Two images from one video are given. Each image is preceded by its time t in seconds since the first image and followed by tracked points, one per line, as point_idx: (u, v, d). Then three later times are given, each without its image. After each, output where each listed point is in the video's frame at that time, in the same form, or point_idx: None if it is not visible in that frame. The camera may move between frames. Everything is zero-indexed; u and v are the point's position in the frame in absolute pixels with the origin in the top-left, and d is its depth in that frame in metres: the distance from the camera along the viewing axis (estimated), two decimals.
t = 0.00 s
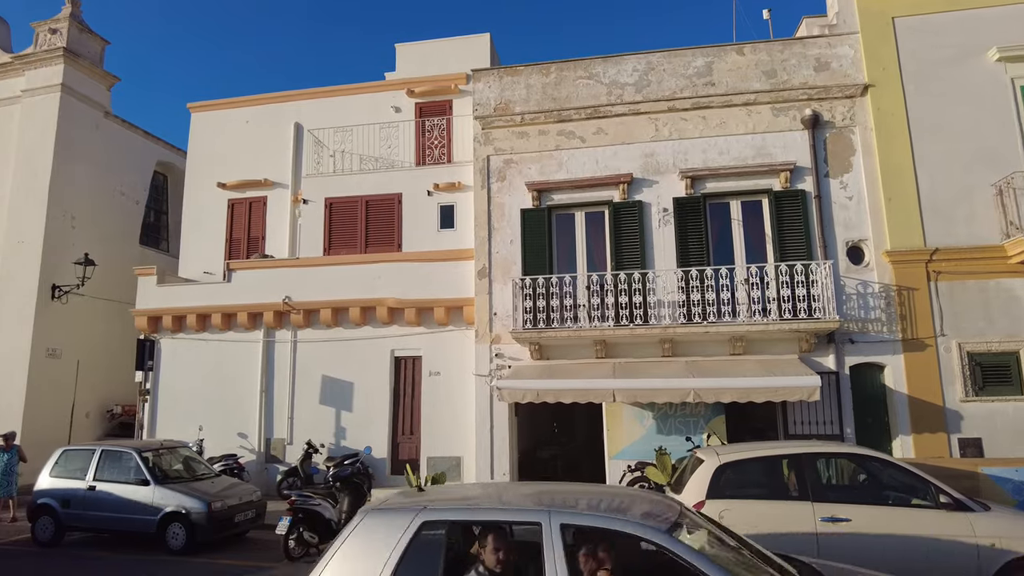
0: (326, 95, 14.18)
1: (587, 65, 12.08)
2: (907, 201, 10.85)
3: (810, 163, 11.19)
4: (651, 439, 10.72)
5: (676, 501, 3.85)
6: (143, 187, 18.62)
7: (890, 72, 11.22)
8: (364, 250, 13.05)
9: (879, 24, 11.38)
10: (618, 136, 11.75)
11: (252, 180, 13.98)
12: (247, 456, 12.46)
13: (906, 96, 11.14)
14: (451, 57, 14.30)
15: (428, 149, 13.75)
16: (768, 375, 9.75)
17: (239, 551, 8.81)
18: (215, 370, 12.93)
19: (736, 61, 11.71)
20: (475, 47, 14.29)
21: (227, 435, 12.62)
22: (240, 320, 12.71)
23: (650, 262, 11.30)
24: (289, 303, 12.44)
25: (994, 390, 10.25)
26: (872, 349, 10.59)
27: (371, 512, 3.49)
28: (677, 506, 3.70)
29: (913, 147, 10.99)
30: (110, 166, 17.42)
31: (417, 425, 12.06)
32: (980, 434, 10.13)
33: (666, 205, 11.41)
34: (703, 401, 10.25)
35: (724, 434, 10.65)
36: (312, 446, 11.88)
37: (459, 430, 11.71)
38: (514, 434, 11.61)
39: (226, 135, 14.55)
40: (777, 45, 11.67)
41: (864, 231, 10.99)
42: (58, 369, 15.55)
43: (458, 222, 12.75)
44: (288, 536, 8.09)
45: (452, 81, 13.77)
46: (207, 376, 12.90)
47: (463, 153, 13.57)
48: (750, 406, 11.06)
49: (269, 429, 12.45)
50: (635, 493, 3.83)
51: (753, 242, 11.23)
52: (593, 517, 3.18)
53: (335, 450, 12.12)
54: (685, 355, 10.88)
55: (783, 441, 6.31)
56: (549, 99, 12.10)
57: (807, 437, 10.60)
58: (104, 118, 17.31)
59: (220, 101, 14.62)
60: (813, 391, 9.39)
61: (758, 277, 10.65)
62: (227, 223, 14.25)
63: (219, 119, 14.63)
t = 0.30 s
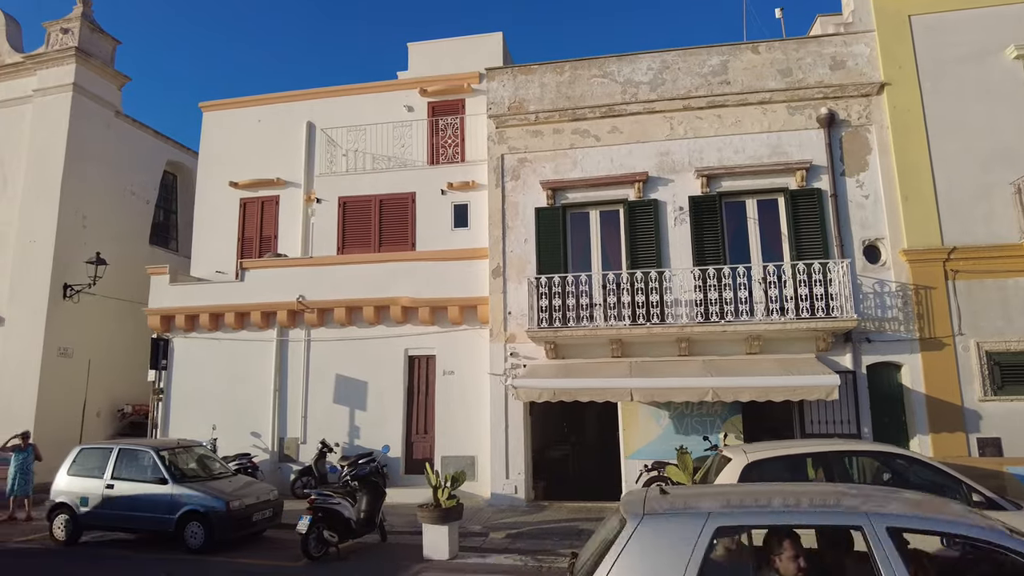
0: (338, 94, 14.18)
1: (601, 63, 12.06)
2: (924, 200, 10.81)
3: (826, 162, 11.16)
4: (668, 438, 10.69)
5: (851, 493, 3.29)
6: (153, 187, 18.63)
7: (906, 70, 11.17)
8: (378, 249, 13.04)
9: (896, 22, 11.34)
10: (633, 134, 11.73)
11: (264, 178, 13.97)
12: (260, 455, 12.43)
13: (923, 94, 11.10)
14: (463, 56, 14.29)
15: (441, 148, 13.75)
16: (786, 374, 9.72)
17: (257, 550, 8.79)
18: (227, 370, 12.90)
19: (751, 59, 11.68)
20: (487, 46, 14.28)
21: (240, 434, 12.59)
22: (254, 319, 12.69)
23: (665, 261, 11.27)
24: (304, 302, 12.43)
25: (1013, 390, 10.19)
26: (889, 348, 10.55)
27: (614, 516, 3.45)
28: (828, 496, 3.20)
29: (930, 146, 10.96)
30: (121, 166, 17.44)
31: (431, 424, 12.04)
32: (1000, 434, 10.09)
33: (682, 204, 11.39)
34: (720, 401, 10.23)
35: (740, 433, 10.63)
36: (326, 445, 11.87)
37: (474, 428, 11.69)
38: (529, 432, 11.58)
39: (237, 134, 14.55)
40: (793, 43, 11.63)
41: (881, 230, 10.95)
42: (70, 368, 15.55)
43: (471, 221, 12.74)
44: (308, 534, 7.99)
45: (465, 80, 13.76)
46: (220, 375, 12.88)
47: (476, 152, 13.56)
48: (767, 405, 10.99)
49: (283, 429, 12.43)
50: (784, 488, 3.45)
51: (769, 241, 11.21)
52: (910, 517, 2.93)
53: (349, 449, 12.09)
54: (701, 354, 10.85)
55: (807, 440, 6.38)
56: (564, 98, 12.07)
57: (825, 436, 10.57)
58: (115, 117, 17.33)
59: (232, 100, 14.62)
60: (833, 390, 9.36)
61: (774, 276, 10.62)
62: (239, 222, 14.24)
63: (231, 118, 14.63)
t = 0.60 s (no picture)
0: (349, 93, 14.17)
1: (614, 62, 12.05)
2: (938, 199, 10.80)
3: (839, 161, 11.14)
4: (681, 438, 10.69)
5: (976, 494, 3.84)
6: (161, 186, 18.63)
7: (920, 70, 11.16)
8: (390, 249, 13.03)
9: (909, 22, 11.33)
10: (646, 133, 11.72)
11: (274, 177, 13.96)
12: (271, 455, 12.42)
13: (937, 93, 11.08)
14: (473, 56, 14.29)
15: (452, 147, 13.76)
16: (801, 374, 9.72)
17: (274, 549, 8.79)
18: (237, 369, 12.89)
19: (764, 58, 11.67)
20: (497, 45, 14.27)
21: (252, 433, 12.58)
22: (265, 318, 12.69)
23: (678, 260, 11.25)
24: (315, 302, 12.43)
25: None
26: (903, 348, 10.53)
27: (898, 500, 4.04)
28: (962, 500, 3.75)
29: (944, 145, 10.94)
30: (129, 165, 17.44)
31: (443, 423, 12.03)
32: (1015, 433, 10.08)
33: (696, 203, 11.38)
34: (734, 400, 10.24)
35: (753, 433, 10.70)
36: (338, 445, 11.86)
37: (486, 427, 11.69)
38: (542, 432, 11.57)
39: (247, 133, 14.54)
40: (806, 43, 11.62)
41: (894, 229, 10.93)
42: (79, 367, 15.55)
43: (483, 220, 12.73)
44: (326, 533, 8.02)
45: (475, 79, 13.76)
46: (231, 374, 12.88)
47: (487, 151, 13.56)
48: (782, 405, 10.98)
49: (294, 428, 12.42)
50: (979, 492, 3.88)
51: (782, 240, 11.20)
52: None
53: (361, 448, 12.08)
54: (714, 354, 10.84)
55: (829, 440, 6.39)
56: (576, 97, 12.06)
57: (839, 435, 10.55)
58: (123, 117, 17.33)
59: (242, 99, 14.61)
60: (848, 390, 9.36)
61: (788, 276, 10.61)
62: (249, 221, 14.23)
63: (241, 118, 14.62)
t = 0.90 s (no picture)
0: (359, 89, 14.13)
1: (627, 58, 11.99)
2: (955, 195, 10.76)
3: (855, 157, 11.10)
4: (696, 434, 10.65)
5: None
6: (168, 183, 18.57)
7: (936, 65, 11.10)
8: (402, 245, 12.99)
9: (925, 17, 11.27)
10: (660, 129, 11.67)
11: (285, 174, 13.91)
12: (283, 452, 12.38)
13: (952, 88, 11.04)
14: (484, 52, 14.24)
15: (463, 144, 13.72)
16: (818, 370, 9.69)
17: (291, 546, 8.76)
18: (249, 367, 12.85)
19: (778, 54, 11.61)
20: (508, 42, 14.22)
21: (264, 431, 12.54)
22: (277, 316, 12.63)
23: (693, 256, 11.21)
24: (327, 299, 12.38)
25: None
26: (920, 344, 10.48)
27: None
28: None
29: (960, 141, 10.90)
30: (137, 162, 17.38)
31: (456, 420, 11.99)
32: None
33: (710, 200, 11.34)
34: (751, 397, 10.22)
35: (769, 429, 10.65)
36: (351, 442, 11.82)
37: (499, 424, 11.65)
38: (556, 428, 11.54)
39: (257, 130, 14.48)
40: (820, 38, 11.56)
41: (910, 225, 10.88)
42: (88, 365, 15.51)
43: (495, 217, 12.69)
44: (345, 531, 8.00)
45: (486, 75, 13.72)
46: (242, 372, 12.84)
47: (499, 148, 13.52)
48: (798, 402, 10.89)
49: (306, 425, 12.38)
50: None
51: (797, 236, 11.15)
52: None
53: (374, 445, 12.05)
54: (729, 351, 10.80)
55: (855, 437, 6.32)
56: (589, 93, 12.01)
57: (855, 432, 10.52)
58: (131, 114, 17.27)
59: (252, 96, 14.54)
60: (866, 386, 9.34)
61: (804, 272, 10.57)
62: (259, 218, 14.17)
63: (251, 114, 14.55)
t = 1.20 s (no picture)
0: (369, 85, 14.05)
1: (640, 53, 11.91)
2: (971, 192, 10.70)
3: (870, 153, 11.02)
4: (711, 432, 10.61)
5: None
6: (175, 180, 18.48)
7: (952, 61, 11.03)
8: (413, 242, 12.92)
9: (941, 12, 11.19)
10: (673, 125, 11.60)
11: (294, 170, 13.84)
12: (294, 450, 12.32)
13: (969, 84, 10.97)
14: (494, 47, 14.16)
15: (473, 140, 13.65)
16: (835, 367, 9.65)
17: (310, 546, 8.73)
18: (259, 364, 12.78)
19: (793, 49, 11.53)
20: (518, 37, 14.15)
21: (274, 428, 12.48)
22: (287, 313, 12.55)
23: (707, 253, 11.15)
24: (338, 295, 12.29)
25: None
26: (936, 341, 10.41)
27: None
28: None
29: (976, 138, 10.84)
30: (143, 158, 17.30)
31: (468, 418, 11.94)
32: None
33: (724, 196, 11.28)
34: (767, 394, 10.17)
35: (784, 427, 10.60)
36: (363, 440, 11.76)
37: (512, 421, 11.60)
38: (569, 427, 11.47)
39: (266, 126, 14.40)
40: (835, 33, 11.48)
41: (926, 222, 10.81)
42: (95, 362, 15.45)
43: (507, 214, 12.64)
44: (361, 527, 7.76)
45: (497, 71, 13.68)
46: (253, 369, 12.78)
47: (510, 144, 13.44)
48: (813, 399, 10.86)
49: (317, 423, 12.33)
50: None
51: (812, 233, 11.09)
52: None
53: (386, 442, 11.99)
54: (744, 348, 10.74)
55: (880, 435, 6.27)
56: (602, 88, 11.94)
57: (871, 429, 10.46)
58: (137, 110, 17.17)
59: (260, 91, 14.45)
60: (884, 383, 9.29)
61: (818, 269, 10.52)
62: (268, 214, 14.09)
63: (259, 110, 14.46)
